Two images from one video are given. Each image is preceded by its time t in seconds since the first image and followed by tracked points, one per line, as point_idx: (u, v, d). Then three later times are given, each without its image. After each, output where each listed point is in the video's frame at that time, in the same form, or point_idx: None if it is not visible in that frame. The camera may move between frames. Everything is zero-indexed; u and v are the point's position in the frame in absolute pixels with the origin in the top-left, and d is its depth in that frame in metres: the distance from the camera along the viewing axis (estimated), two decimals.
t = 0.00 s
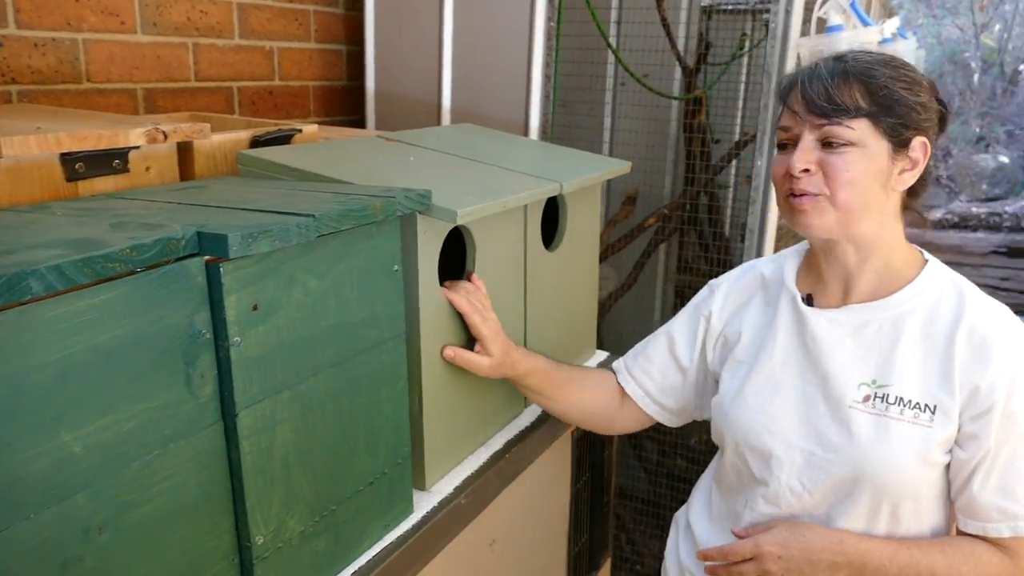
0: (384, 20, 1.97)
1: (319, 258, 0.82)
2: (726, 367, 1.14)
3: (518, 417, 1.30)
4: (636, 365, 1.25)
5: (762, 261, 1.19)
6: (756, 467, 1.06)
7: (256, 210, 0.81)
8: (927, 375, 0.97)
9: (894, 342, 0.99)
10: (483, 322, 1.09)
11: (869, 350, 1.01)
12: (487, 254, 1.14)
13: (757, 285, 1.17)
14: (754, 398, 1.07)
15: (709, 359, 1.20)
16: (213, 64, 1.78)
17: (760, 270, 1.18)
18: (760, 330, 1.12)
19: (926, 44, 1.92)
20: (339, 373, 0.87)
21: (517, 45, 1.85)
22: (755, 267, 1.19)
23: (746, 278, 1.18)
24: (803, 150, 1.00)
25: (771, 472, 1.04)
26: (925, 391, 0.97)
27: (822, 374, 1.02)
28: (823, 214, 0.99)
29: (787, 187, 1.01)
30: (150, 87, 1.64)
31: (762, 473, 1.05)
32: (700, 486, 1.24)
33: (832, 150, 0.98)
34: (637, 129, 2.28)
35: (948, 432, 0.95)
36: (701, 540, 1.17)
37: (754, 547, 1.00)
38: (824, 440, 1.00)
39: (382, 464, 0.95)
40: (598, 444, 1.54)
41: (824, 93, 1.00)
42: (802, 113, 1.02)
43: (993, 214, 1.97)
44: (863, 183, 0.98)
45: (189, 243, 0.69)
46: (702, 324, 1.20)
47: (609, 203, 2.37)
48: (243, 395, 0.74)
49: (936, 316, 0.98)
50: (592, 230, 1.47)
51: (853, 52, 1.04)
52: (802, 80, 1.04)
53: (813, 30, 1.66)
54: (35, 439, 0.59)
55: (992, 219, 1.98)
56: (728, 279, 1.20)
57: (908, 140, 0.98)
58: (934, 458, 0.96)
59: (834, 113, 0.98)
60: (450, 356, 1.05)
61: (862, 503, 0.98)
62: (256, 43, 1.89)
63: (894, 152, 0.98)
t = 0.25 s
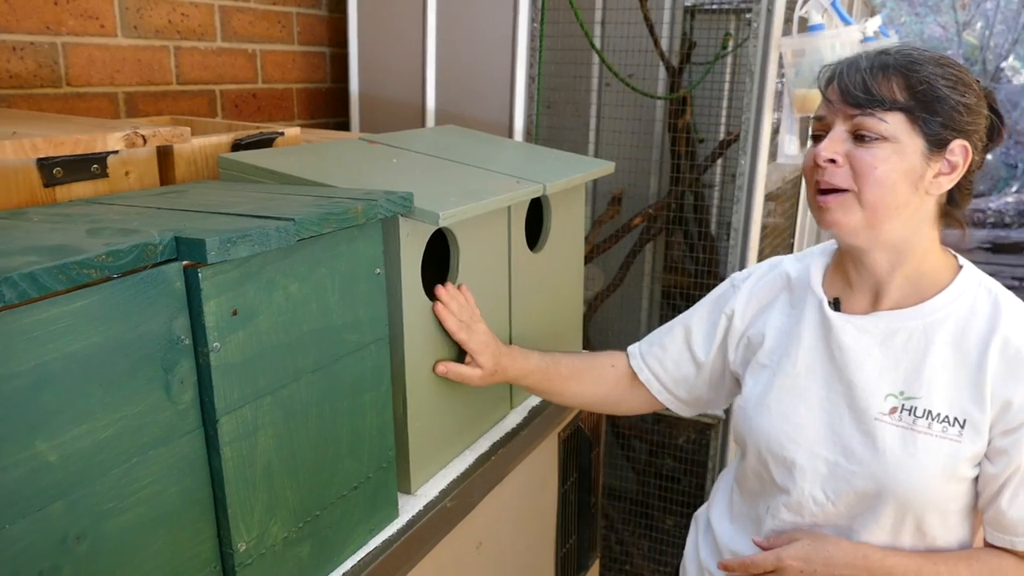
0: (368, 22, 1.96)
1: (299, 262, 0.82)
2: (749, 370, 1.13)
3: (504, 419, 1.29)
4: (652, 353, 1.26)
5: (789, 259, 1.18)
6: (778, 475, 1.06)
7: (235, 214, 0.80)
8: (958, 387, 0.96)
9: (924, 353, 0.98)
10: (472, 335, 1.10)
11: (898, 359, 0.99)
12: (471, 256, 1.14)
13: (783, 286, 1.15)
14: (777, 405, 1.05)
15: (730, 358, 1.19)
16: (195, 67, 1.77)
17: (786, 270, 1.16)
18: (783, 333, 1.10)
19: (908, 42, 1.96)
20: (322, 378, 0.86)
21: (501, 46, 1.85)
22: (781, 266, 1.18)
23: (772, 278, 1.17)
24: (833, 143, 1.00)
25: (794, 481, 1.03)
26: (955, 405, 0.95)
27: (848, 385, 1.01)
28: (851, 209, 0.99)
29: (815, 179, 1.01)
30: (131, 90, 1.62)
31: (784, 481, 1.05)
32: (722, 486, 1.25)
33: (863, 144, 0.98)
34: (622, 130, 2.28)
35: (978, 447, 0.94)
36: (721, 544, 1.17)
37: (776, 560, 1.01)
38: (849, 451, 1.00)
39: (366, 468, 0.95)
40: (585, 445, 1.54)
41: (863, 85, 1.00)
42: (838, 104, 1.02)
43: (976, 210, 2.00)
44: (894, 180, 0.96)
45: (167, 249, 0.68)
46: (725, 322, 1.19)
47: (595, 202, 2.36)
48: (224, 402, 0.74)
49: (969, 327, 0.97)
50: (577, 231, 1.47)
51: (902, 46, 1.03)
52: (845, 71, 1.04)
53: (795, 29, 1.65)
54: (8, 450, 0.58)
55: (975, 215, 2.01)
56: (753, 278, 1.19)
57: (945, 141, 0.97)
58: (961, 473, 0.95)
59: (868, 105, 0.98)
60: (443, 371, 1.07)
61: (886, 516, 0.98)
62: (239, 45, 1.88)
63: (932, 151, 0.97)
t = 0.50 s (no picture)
0: (345, 22, 1.96)
1: (272, 264, 0.81)
2: (756, 373, 1.15)
3: (483, 420, 1.29)
4: (660, 351, 1.30)
5: (799, 261, 1.20)
6: (783, 479, 1.08)
7: (206, 217, 0.79)
8: (966, 396, 0.99)
9: (933, 360, 1.00)
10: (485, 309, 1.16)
11: (907, 366, 1.02)
12: (448, 258, 1.13)
13: (792, 288, 1.18)
14: (785, 409, 1.08)
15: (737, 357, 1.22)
16: (170, 69, 1.75)
17: (796, 272, 1.18)
18: (790, 336, 1.13)
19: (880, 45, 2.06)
20: (296, 381, 0.86)
21: (479, 48, 1.85)
22: (791, 267, 1.20)
23: (781, 280, 1.19)
24: (858, 144, 1.01)
25: (800, 486, 1.06)
26: (965, 414, 0.98)
27: (858, 391, 1.04)
28: (868, 213, 1.00)
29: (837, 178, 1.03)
30: (104, 92, 1.61)
31: (788, 485, 1.08)
32: (726, 488, 1.28)
33: (888, 149, 0.99)
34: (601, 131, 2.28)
35: (986, 456, 0.97)
36: (728, 545, 1.20)
37: (781, 568, 1.03)
38: (857, 458, 1.02)
39: (342, 472, 0.94)
40: (564, 446, 1.54)
41: (898, 88, 1.00)
42: (871, 104, 1.03)
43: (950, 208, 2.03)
44: (916, 190, 0.98)
45: (135, 252, 0.68)
46: (734, 321, 1.22)
47: (575, 203, 2.36)
48: (195, 406, 0.73)
49: (979, 337, 0.99)
50: (554, 231, 1.47)
51: (945, 48, 1.02)
52: (883, 70, 1.04)
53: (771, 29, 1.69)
54: None
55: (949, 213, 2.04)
56: (762, 279, 1.21)
57: (972, 155, 0.98)
58: (969, 482, 0.98)
59: (901, 109, 0.99)
60: (458, 340, 1.13)
61: (893, 523, 1.01)
62: (215, 47, 1.87)
63: (958, 164, 0.98)
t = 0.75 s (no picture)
0: (312, 23, 1.94)
1: (233, 267, 0.80)
2: (739, 373, 1.18)
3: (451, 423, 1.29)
4: (639, 346, 1.31)
5: (782, 262, 1.22)
6: (764, 478, 1.11)
7: (165, 219, 0.78)
8: (943, 397, 1.01)
9: (910, 360, 1.03)
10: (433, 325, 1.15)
11: (885, 367, 1.04)
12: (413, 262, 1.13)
13: (774, 288, 1.20)
14: (765, 408, 1.10)
15: (721, 357, 1.24)
16: (134, 69, 1.73)
17: (780, 273, 1.20)
18: (772, 337, 1.15)
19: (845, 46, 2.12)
20: (259, 386, 0.85)
21: (448, 49, 1.84)
22: (775, 268, 1.22)
23: (765, 281, 1.21)
24: (861, 158, 1.01)
25: (779, 485, 1.08)
26: (942, 414, 1.00)
27: (837, 392, 1.06)
28: (856, 228, 1.02)
29: (833, 187, 1.04)
30: (66, 93, 1.58)
31: (768, 486, 1.10)
32: (712, 491, 1.29)
33: (888, 169, 1.00)
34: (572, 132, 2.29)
35: (963, 456, 0.99)
36: (714, 546, 1.22)
37: (758, 567, 1.06)
38: (835, 457, 1.05)
39: (307, 476, 0.94)
40: (535, 448, 1.54)
41: (910, 105, 0.99)
42: (881, 121, 1.02)
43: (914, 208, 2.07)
44: (907, 213, 0.99)
45: (90, 256, 0.67)
46: (719, 321, 1.24)
47: (547, 204, 2.36)
48: (154, 412, 0.72)
49: (956, 338, 1.01)
50: (523, 234, 1.47)
51: (965, 63, 1.01)
52: (898, 80, 1.02)
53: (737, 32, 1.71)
54: None
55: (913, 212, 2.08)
56: (746, 280, 1.23)
57: (967, 186, 1.00)
58: (947, 482, 1.00)
59: (909, 135, 0.98)
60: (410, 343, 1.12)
61: (870, 522, 1.03)
62: (180, 47, 1.84)
63: (951, 191, 1.00)
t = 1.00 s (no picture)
0: (275, 26, 1.92)
1: (190, 274, 0.79)
2: (717, 370, 1.18)
3: (420, 427, 1.28)
4: (616, 342, 1.31)
5: (759, 261, 1.23)
6: (739, 474, 1.11)
7: (119, 227, 0.77)
8: (916, 392, 1.01)
9: (884, 356, 1.03)
10: (399, 368, 1.14)
11: (860, 363, 1.05)
12: (378, 266, 1.12)
13: (752, 286, 1.21)
14: (741, 404, 1.11)
15: (699, 355, 1.25)
16: (92, 74, 1.70)
17: (758, 272, 1.21)
18: (749, 334, 1.15)
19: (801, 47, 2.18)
20: (219, 394, 0.84)
21: (412, 51, 1.83)
22: (753, 267, 1.23)
23: (744, 279, 1.22)
24: (840, 172, 1.01)
25: (754, 481, 1.09)
26: (915, 409, 1.01)
27: (812, 388, 1.06)
28: (833, 239, 1.03)
29: (812, 199, 1.03)
30: (21, 98, 1.55)
31: (743, 482, 1.11)
32: (690, 492, 1.30)
33: (867, 185, 0.99)
34: (539, 134, 2.28)
35: (936, 450, 1.00)
36: (691, 545, 1.22)
37: (733, 563, 1.06)
38: (809, 453, 1.05)
39: (270, 484, 0.92)
40: (504, 450, 1.54)
41: (891, 122, 0.98)
42: (861, 136, 1.01)
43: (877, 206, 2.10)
44: (883, 226, 1.00)
45: (39, 265, 0.65)
46: (698, 319, 1.25)
47: (516, 205, 2.35)
48: (109, 423, 0.71)
49: (930, 334, 1.02)
50: (490, 236, 1.47)
51: (949, 75, 0.99)
52: (882, 91, 1.01)
53: (699, 32, 1.75)
54: None
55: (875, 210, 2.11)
56: (724, 278, 1.24)
57: (944, 197, 1.00)
58: (920, 476, 1.00)
59: (888, 153, 0.98)
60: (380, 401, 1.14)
61: (844, 517, 1.03)
62: (139, 51, 1.82)
63: (927, 204, 1.00)
